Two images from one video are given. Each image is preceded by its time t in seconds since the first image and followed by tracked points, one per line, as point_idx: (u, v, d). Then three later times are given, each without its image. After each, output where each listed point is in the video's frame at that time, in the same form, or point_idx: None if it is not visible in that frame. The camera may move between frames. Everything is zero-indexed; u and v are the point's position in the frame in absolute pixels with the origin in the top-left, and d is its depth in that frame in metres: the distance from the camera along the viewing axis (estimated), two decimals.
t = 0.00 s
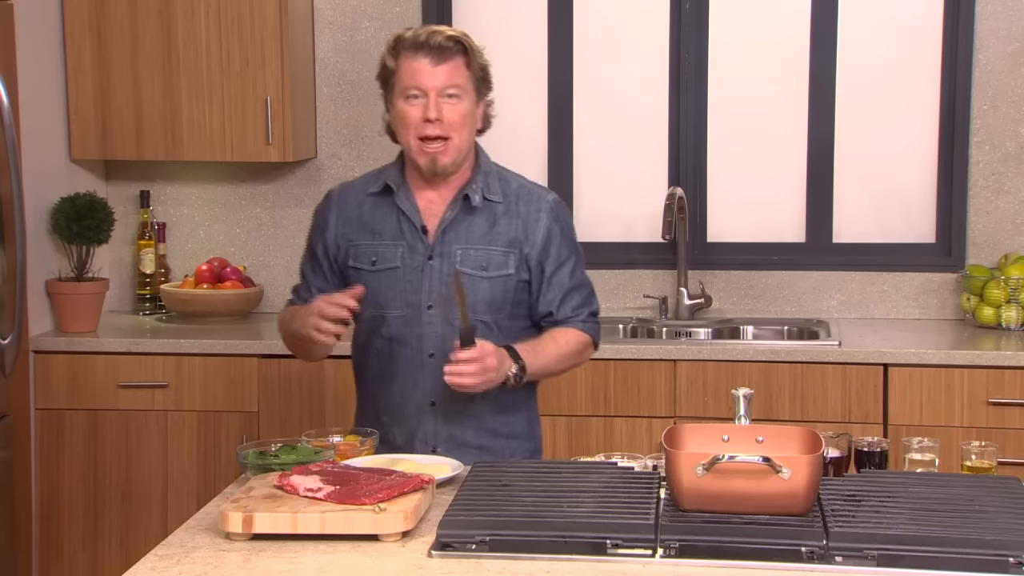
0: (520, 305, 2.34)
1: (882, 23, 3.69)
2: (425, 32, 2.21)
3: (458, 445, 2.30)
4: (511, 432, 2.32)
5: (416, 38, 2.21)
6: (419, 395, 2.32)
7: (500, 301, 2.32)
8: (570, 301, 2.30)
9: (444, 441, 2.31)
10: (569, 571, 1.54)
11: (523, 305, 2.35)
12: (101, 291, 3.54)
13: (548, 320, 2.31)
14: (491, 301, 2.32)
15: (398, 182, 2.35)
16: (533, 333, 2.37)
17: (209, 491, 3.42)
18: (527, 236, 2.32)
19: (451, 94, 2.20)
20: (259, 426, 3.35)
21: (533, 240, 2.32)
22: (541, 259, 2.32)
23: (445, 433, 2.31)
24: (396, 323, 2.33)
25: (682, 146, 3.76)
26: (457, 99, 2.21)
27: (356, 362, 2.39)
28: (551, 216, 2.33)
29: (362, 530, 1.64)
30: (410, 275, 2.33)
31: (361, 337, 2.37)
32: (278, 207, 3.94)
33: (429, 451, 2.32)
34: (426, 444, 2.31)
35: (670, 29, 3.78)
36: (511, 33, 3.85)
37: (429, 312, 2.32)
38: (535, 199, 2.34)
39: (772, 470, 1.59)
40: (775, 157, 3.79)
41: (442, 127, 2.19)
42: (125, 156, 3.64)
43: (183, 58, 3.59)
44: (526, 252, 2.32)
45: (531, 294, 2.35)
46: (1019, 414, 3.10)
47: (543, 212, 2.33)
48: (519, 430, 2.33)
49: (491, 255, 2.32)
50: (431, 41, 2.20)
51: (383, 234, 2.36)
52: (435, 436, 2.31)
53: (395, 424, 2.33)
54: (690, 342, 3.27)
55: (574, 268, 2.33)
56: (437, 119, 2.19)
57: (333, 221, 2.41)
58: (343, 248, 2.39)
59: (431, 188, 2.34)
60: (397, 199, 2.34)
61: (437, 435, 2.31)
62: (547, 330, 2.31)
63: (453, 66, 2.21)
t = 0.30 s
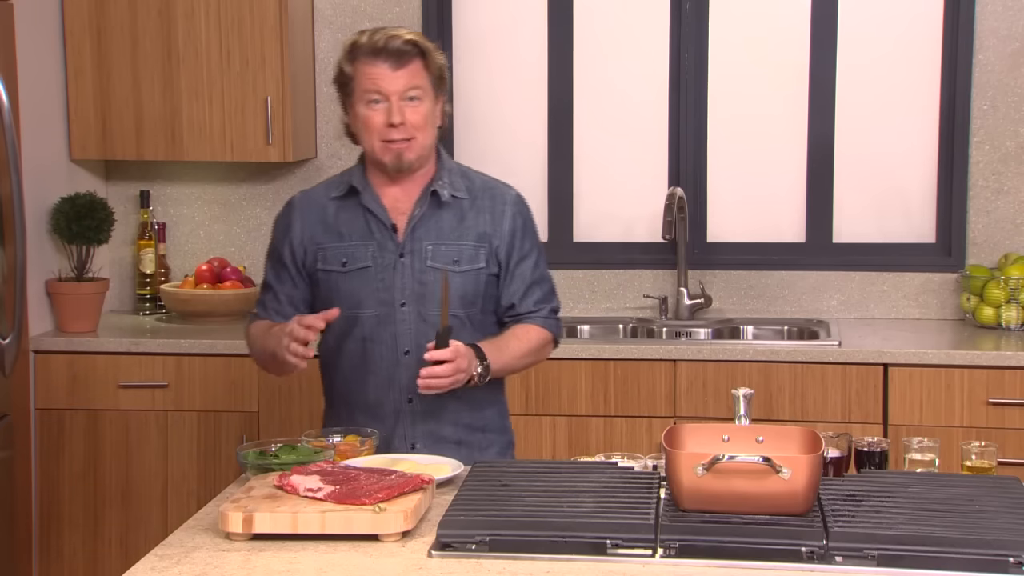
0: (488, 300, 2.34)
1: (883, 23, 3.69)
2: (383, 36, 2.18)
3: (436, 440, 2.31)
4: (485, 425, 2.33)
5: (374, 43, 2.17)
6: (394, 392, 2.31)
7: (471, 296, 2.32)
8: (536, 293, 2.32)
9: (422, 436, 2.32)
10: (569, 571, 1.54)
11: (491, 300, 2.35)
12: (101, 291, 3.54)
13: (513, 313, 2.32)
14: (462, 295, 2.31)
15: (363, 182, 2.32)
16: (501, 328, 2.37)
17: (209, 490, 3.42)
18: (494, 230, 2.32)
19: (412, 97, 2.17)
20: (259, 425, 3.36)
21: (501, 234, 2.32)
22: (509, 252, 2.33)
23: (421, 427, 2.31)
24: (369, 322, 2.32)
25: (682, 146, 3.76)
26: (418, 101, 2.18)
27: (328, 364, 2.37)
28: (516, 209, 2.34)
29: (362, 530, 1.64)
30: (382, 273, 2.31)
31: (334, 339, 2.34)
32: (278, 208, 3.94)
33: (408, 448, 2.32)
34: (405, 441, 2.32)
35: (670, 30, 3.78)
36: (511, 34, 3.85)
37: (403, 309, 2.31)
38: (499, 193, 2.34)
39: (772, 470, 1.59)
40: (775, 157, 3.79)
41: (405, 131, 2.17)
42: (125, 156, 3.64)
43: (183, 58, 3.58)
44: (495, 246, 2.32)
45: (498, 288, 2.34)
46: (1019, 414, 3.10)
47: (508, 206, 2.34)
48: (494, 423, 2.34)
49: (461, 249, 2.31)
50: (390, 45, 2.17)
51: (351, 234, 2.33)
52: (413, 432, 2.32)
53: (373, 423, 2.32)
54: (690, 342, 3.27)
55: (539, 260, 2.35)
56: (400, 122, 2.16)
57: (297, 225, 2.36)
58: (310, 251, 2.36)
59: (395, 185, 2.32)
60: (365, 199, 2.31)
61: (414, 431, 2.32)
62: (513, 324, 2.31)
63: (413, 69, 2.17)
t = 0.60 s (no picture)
0: (474, 293, 2.35)
1: (883, 22, 3.68)
2: (345, 59, 2.08)
3: (427, 436, 2.32)
4: (476, 420, 2.34)
5: (337, 68, 2.08)
6: (384, 390, 2.31)
7: (456, 290, 2.32)
8: (522, 284, 2.31)
9: (412, 433, 2.33)
10: (569, 571, 1.54)
11: (477, 293, 2.35)
12: (101, 291, 3.54)
13: (501, 305, 2.31)
14: (448, 289, 2.32)
15: (341, 184, 2.31)
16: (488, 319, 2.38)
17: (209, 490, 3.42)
18: (476, 224, 2.32)
19: (379, 120, 2.11)
20: (259, 425, 3.36)
21: (483, 226, 2.32)
22: (492, 245, 2.32)
23: (412, 425, 2.32)
24: (356, 320, 2.32)
25: (682, 145, 3.76)
26: (386, 123, 2.12)
27: (316, 365, 2.37)
28: (497, 201, 2.34)
29: (362, 530, 1.64)
30: (366, 271, 2.31)
31: (321, 341, 2.35)
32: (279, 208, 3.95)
33: (399, 445, 2.33)
34: (396, 438, 2.33)
35: (670, 30, 3.78)
36: (511, 34, 3.85)
37: (389, 306, 2.31)
38: (479, 187, 2.34)
39: (772, 470, 1.59)
40: (775, 157, 3.79)
41: (374, 154, 2.13)
42: (125, 156, 3.64)
43: (183, 58, 3.58)
44: (477, 238, 2.32)
45: (483, 281, 2.35)
46: (1019, 414, 3.10)
47: (488, 198, 2.33)
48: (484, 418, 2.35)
49: (444, 244, 2.32)
50: (353, 70, 2.08)
51: (334, 234, 2.33)
52: (404, 428, 2.33)
53: (363, 421, 2.33)
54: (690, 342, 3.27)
55: (522, 250, 2.34)
56: (368, 148, 2.12)
57: (279, 229, 2.36)
58: (293, 254, 2.35)
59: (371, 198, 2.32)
60: (343, 199, 2.31)
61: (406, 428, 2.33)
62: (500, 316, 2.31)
63: (378, 92, 2.09)
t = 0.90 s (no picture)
0: (469, 294, 2.34)
1: (882, 22, 3.68)
2: (331, 83, 2.07)
3: (421, 438, 2.31)
4: (470, 421, 2.34)
5: (323, 92, 2.08)
6: (378, 391, 2.31)
7: (449, 292, 2.32)
8: (518, 284, 2.30)
9: (406, 436, 2.31)
10: (569, 571, 1.54)
11: (472, 295, 2.35)
12: (101, 291, 3.54)
13: (497, 305, 2.30)
14: (441, 292, 2.31)
15: (334, 188, 2.32)
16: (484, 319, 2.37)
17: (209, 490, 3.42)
18: (470, 226, 2.32)
19: (366, 142, 2.11)
20: (259, 425, 3.36)
21: (477, 228, 2.32)
22: (486, 246, 2.32)
23: (405, 427, 2.31)
24: (348, 323, 2.32)
25: (681, 145, 3.77)
26: (374, 144, 2.12)
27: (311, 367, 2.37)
28: (492, 203, 2.33)
29: (362, 530, 1.64)
30: (359, 274, 2.32)
31: (315, 343, 2.35)
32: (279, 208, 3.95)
33: (391, 447, 2.32)
34: (389, 440, 2.31)
35: (670, 29, 3.78)
36: (511, 34, 3.85)
37: (382, 309, 2.31)
38: (474, 188, 2.34)
39: (772, 470, 1.59)
40: (775, 157, 3.79)
41: (362, 174, 2.14)
42: (125, 156, 3.64)
43: (183, 58, 3.58)
44: (471, 240, 2.32)
45: (478, 282, 2.34)
46: (1019, 414, 3.10)
47: (483, 200, 2.33)
48: (479, 420, 2.35)
49: (437, 246, 2.32)
50: (338, 95, 2.07)
51: (328, 237, 2.33)
52: (397, 431, 2.31)
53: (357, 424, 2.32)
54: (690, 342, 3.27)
55: (518, 251, 2.33)
56: (357, 171, 2.12)
57: (276, 231, 2.37)
58: (288, 257, 2.36)
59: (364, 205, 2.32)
60: (336, 203, 2.31)
61: (399, 430, 2.31)
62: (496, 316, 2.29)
63: (364, 116, 2.09)
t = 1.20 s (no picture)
0: (468, 296, 2.35)
1: (882, 22, 3.68)
2: (338, 55, 2.14)
3: (419, 439, 2.32)
4: (468, 423, 2.33)
5: (330, 64, 2.14)
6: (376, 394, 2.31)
7: (448, 294, 2.32)
8: (515, 288, 2.31)
9: (403, 436, 2.32)
10: (569, 571, 1.54)
11: (471, 297, 2.35)
12: (101, 291, 3.55)
13: (495, 309, 2.32)
14: (440, 294, 2.32)
15: (335, 189, 2.32)
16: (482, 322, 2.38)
17: (209, 490, 3.42)
18: (469, 228, 2.32)
19: (375, 113, 2.15)
20: (259, 425, 3.36)
21: (476, 231, 2.32)
22: (485, 249, 2.32)
23: (404, 427, 2.31)
24: (348, 324, 2.32)
25: (682, 145, 3.77)
26: (382, 115, 2.16)
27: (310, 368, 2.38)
28: (491, 205, 2.33)
29: (362, 530, 1.64)
30: (358, 275, 2.32)
31: (315, 343, 2.36)
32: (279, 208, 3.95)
33: (390, 449, 2.33)
34: (388, 442, 2.32)
35: (670, 29, 3.78)
36: (511, 34, 3.85)
37: (381, 310, 2.31)
38: (473, 190, 2.34)
39: (772, 470, 1.59)
40: (775, 157, 3.79)
41: (372, 148, 2.15)
42: (125, 156, 3.64)
43: (183, 59, 3.58)
44: (470, 243, 2.32)
45: (477, 284, 2.34)
46: (1019, 414, 3.10)
47: (482, 202, 2.33)
48: (477, 420, 2.35)
49: (436, 248, 2.31)
50: (346, 64, 2.13)
51: (328, 238, 2.33)
52: (395, 432, 2.32)
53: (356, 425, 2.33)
54: (690, 342, 3.27)
55: (516, 254, 2.34)
56: (365, 142, 2.15)
57: (276, 231, 2.38)
58: (289, 257, 2.37)
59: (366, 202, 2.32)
60: (336, 204, 2.31)
61: (396, 432, 2.32)
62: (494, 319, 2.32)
63: (372, 84, 2.15)
